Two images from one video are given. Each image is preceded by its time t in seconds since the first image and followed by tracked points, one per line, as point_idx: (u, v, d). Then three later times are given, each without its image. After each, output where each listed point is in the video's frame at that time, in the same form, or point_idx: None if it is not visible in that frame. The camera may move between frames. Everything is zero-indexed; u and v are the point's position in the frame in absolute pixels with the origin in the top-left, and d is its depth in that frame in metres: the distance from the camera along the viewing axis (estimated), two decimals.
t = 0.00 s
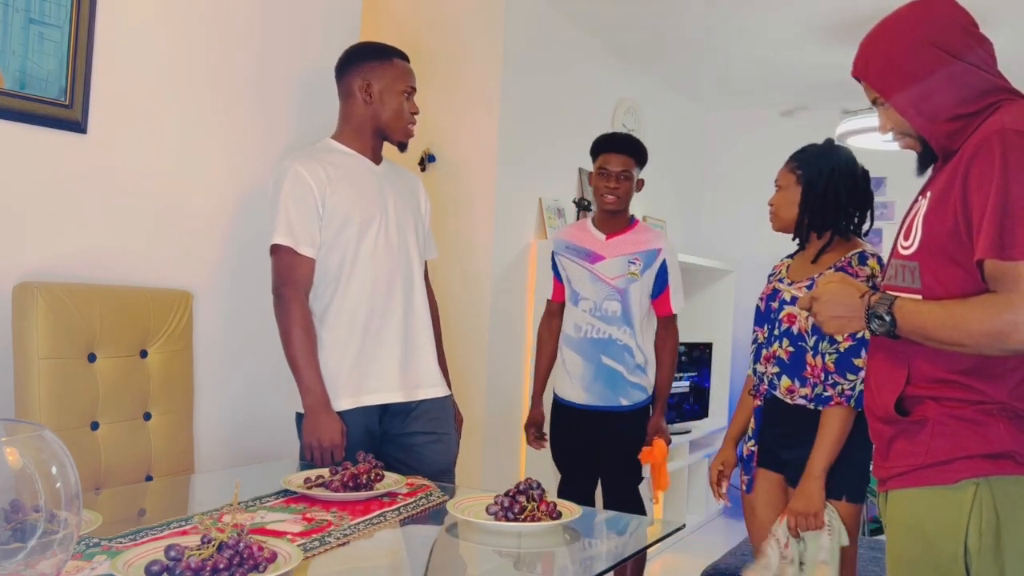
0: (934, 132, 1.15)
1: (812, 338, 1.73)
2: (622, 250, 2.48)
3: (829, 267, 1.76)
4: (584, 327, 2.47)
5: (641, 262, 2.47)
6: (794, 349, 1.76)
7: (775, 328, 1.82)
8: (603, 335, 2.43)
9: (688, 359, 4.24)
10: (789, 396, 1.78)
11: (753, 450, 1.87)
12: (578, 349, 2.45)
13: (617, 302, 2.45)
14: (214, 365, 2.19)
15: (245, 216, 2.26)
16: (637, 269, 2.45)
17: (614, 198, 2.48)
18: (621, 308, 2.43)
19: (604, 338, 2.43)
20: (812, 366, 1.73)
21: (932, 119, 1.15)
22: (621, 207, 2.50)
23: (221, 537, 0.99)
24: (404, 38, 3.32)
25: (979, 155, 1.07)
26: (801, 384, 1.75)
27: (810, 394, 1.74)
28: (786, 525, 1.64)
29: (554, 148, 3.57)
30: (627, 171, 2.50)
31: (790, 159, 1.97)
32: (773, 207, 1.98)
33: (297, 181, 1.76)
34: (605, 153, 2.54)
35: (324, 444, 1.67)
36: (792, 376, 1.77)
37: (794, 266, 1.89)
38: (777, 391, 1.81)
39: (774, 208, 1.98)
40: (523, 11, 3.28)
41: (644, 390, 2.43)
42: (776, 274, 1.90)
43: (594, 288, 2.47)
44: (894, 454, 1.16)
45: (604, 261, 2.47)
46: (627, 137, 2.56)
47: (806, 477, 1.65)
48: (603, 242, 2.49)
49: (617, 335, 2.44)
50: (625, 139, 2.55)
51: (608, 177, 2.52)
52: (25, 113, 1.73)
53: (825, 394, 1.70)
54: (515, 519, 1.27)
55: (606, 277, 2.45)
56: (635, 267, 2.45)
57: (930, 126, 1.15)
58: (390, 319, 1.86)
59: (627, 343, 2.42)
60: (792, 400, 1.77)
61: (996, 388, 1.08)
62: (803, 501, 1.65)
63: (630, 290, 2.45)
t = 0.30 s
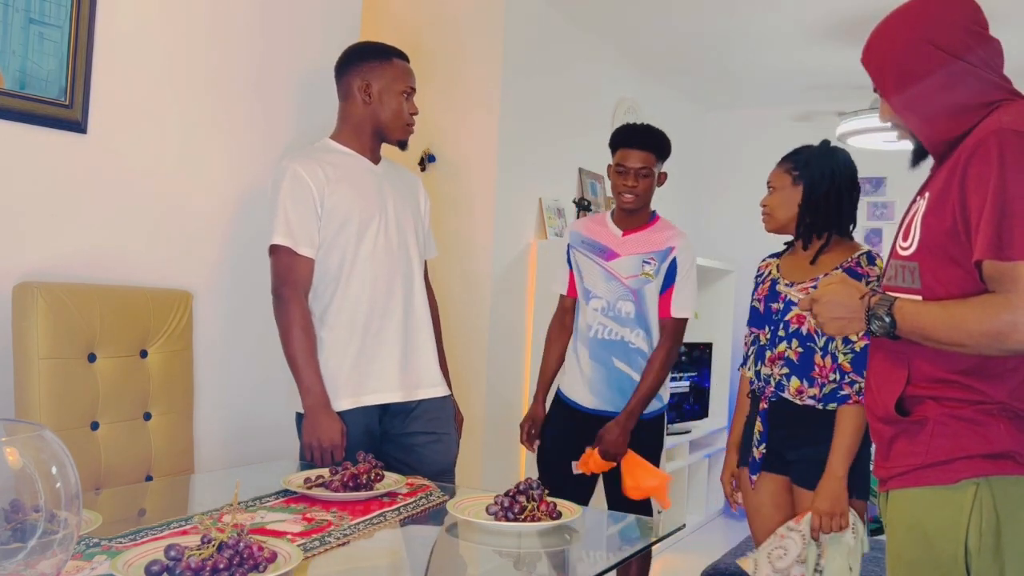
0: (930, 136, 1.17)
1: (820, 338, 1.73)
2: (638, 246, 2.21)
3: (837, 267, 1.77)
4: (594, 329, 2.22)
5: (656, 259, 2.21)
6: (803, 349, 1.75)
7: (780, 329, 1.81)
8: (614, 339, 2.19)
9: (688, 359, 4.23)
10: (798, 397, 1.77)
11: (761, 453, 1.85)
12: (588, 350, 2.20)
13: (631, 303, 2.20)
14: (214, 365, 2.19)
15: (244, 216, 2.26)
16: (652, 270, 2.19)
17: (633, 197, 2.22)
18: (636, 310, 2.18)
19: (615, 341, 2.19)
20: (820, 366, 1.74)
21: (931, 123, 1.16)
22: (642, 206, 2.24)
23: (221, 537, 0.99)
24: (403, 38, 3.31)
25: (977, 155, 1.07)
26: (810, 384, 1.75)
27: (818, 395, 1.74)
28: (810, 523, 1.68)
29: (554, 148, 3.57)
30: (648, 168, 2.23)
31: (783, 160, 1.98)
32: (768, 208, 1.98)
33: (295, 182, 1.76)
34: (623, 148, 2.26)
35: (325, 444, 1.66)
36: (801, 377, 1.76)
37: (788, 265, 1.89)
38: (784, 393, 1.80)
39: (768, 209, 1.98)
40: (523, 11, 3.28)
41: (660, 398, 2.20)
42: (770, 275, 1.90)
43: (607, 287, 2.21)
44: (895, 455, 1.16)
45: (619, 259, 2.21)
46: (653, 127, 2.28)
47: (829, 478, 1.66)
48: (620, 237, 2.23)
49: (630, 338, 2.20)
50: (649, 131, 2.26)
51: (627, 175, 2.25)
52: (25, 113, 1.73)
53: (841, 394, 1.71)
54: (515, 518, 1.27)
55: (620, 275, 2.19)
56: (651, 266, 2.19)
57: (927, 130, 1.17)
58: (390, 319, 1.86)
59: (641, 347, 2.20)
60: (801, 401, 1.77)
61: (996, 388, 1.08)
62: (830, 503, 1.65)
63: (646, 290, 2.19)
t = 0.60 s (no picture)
0: (927, 138, 1.19)
1: (835, 342, 1.75)
2: (638, 245, 2.21)
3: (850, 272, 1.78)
4: (596, 331, 2.19)
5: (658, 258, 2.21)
6: (816, 352, 1.76)
7: (793, 330, 1.82)
8: (618, 341, 2.16)
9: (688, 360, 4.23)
10: (809, 400, 1.77)
11: (775, 458, 1.83)
12: (590, 353, 2.17)
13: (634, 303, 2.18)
14: (214, 365, 2.19)
15: (244, 216, 2.26)
16: (655, 268, 2.19)
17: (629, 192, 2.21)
18: (639, 310, 2.17)
19: (619, 344, 2.16)
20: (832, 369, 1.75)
21: (929, 123, 1.17)
22: (638, 201, 2.23)
23: (220, 537, 0.99)
24: (404, 38, 3.31)
25: (970, 154, 1.07)
26: (821, 387, 1.76)
27: (829, 397, 1.75)
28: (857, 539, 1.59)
29: (554, 148, 3.57)
30: (644, 161, 2.22)
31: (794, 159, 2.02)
32: (777, 207, 2.01)
33: (291, 184, 1.76)
34: (617, 142, 2.25)
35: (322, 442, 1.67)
36: (812, 380, 1.77)
37: (795, 263, 1.90)
38: (794, 396, 1.81)
39: (777, 208, 2.00)
40: (523, 11, 3.28)
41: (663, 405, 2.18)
42: (776, 273, 1.90)
43: (608, 288, 2.20)
44: (895, 456, 1.16)
45: (619, 258, 2.20)
46: (645, 119, 2.27)
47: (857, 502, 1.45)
48: (618, 235, 2.23)
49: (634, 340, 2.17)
50: (642, 123, 2.25)
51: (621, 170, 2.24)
52: (25, 113, 1.73)
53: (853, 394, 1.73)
54: (515, 519, 1.27)
55: (622, 275, 2.18)
56: (654, 265, 2.19)
57: (925, 131, 1.18)
58: (389, 319, 1.85)
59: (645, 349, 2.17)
60: (812, 404, 1.77)
61: (996, 388, 1.08)
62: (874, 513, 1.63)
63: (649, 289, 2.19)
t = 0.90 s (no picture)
0: (928, 138, 1.19)
1: (846, 345, 1.75)
2: (627, 238, 2.22)
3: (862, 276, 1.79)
4: (589, 329, 2.19)
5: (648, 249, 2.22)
6: (826, 355, 1.77)
7: (801, 330, 1.82)
8: (612, 337, 2.17)
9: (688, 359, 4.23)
10: (816, 403, 1.78)
11: (779, 458, 1.85)
12: (584, 352, 2.17)
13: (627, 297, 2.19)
14: (215, 365, 2.19)
15: (245, 215, 2.26)
16: (646, 259, 2.20)
17: (603, 188, 2.22)
18: (632, 303, 2.18)
19: (613, 340, 2.17)
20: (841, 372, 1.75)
21: (930, 123, 1.17)
22: (613, 196, 2.24)
23: (220, 537, 0.99)
24: (404, 38, 3.32)
25: (968, 154, 1.07)
26: (830, 390, 1.76)
27: (838, 401, 1.75)
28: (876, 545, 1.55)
29: (554, 148, 3.58)
30: (615, 155, 2.24)
31: (809, 156, 2.01)
32: (790, 205, 1.99)
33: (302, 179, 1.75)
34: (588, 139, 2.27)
35: (354, 433, 1.65)
36: (821, 382, 1.77)
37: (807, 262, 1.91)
38: (802, 397, 1.81)
39: (791, 206, 1.98)
40: (524, 11, 3.28)
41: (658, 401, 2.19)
42: (787, 272, 1.90)
43: (599, 284, 2.20)
44: (895, 456, 1.16)
45: (608, 253, 2.21)
46: (613, 113, 2.29)
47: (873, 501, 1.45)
48: (604, 231, 2.24)
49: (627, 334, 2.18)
50: (611, 117, 2.28)
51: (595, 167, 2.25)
52: (25, 113, 1.73)
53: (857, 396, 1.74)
54: (515, 519, 1.27)
55: (614, 269, 2.19)
56: (645, 256, 2.20)
57: (926, 132, 1.18)
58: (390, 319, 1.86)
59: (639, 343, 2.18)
60: (819, 407, 1.78)
61: (995, 388, 1.08)
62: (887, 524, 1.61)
63: (641, 281, 2.20)
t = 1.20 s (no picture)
0: (930, 138, 1.19)
1: (856, 346, 1.75)
2: (615, 232, 2.17)
3: (874, 275, 1.79)
4: (573, 326, 2.20)
5: (634, 243, 2.13)
6: (836, 355, 1.76)
7: (809, 332, 1.82)
8: (588, 334, 2.15)
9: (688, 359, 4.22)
10: (824, 404, 1.78)
11: (784, 459, 1.84)
12: (565, 349, 2.19)
13: (608, 293, 2.14)
14: (215, 365, 2.19)
15: (244, 215, 2.26)
16: (629, 253, 2.12)
17: (571, 183, 2.25)
18: (611, 300, 2.12)
19: (590, 337, 2.14)
20: (851, 373, 1.75)
21: (932, 123, 1.17)
22: (585, 189, 2.24)
23: (220, 537, 0.99)
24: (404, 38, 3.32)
25: (972, 154, 1.07)
26: (838, 391, 1.76)
27: (847, 402, 1.75)
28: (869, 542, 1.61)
29: (554, 148, 3.58)
30: (578, 149, 2.23)
31: (827, 157, 1.99)
32: (808, 205, 1.97)
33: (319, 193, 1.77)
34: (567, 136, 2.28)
35: (433, 434, 1.66)
36: (830, 383, 1.77)
37: (819, 264, 1.91)
38: (809, 397, 1.81)
39: (809, 207, 1.97)
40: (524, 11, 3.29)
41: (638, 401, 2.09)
42: (800, 272, 1.91)
43: (585, 281, 2.19)
44: (896, 456, 1.16)
45: (595, 248, 2.18)
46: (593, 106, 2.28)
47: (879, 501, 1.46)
48: (597, 226, 2.20)
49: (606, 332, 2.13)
50: (590, 111, 2.26)
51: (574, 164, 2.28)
52: (25, 113, 1.73)
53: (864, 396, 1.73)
54: (515, 518, 1.27)
55: (597, 265, 2.16)
56: (628, 250, 2.13)
57: (928, 132, 1.18)
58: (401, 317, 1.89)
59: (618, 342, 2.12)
60: (828, 408, 1.77)
61: (996, 388, 1.08)
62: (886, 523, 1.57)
63: (623, 277, 2.13)
